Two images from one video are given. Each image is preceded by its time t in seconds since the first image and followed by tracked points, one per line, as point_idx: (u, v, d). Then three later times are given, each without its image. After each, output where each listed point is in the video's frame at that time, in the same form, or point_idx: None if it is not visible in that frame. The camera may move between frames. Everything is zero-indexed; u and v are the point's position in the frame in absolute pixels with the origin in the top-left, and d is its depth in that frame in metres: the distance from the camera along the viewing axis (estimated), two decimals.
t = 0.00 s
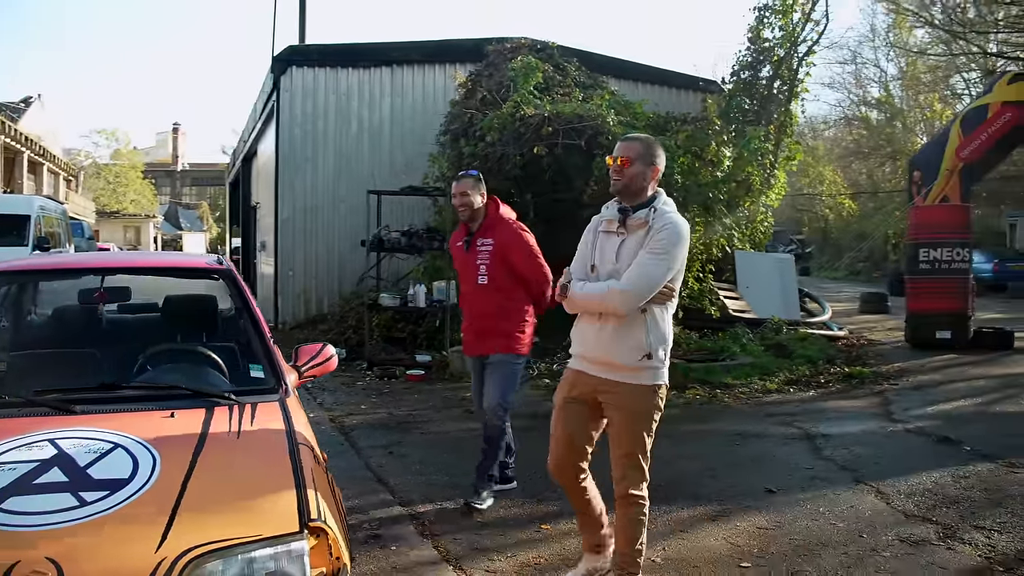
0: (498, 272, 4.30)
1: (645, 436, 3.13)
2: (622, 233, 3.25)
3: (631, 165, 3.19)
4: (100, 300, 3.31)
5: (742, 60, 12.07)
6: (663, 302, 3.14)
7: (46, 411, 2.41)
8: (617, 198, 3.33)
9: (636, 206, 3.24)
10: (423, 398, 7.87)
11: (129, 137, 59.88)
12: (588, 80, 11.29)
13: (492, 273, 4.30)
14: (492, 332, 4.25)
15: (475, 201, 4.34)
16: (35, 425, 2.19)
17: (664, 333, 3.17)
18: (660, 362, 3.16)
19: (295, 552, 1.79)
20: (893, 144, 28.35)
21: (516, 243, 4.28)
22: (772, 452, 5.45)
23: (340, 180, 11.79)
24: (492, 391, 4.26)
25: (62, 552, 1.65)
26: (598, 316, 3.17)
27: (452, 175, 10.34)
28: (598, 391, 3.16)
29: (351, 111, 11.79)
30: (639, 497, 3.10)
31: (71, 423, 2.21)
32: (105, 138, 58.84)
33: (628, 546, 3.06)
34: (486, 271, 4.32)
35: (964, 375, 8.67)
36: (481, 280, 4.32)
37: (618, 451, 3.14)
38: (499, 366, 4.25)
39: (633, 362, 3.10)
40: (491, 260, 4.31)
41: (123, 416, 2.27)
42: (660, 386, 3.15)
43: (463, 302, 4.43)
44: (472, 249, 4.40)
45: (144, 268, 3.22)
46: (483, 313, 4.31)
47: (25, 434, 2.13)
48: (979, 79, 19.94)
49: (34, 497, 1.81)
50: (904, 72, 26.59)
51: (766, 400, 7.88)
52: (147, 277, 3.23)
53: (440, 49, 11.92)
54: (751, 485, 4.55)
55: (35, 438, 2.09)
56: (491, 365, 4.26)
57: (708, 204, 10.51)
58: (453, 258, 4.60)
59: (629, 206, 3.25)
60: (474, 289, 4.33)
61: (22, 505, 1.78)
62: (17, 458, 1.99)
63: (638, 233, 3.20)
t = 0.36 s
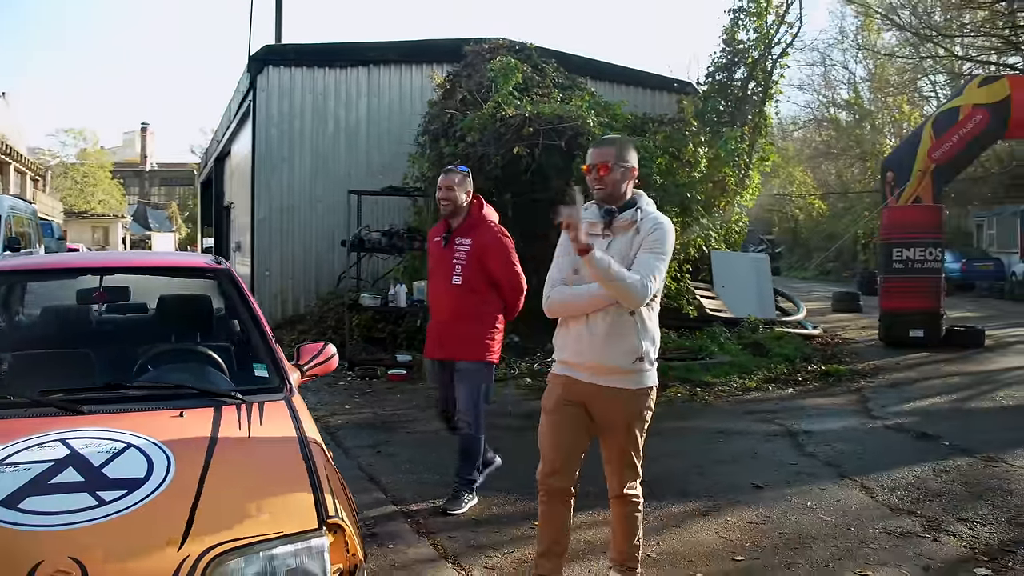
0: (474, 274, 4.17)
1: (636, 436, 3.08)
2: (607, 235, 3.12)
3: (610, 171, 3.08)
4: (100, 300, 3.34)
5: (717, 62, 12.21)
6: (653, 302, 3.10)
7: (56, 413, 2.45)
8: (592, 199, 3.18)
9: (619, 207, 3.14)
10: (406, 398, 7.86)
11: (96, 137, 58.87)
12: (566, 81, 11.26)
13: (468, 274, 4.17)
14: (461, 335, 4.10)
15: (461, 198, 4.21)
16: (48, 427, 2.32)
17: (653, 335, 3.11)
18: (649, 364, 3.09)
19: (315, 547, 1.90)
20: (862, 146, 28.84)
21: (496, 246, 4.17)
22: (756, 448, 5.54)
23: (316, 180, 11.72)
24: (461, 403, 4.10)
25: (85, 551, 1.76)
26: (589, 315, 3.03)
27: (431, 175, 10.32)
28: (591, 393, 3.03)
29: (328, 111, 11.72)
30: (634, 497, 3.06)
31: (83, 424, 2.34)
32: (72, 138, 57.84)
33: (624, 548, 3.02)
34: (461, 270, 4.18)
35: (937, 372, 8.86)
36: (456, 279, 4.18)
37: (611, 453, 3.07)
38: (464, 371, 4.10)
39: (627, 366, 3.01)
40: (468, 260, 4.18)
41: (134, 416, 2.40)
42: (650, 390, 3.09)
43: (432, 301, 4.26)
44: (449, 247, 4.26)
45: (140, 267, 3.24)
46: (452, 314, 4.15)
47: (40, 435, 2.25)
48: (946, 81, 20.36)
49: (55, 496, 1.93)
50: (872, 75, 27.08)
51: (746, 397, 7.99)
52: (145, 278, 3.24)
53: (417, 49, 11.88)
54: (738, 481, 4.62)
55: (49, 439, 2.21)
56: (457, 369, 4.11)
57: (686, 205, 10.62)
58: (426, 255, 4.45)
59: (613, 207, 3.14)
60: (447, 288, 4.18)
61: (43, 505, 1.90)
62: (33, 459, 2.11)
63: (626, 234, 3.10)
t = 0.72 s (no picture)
0: (459, 276, 4.11)
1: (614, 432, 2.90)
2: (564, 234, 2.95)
3: (564, 167, 2.88)
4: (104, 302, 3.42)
5: (700, 63, 12.32)
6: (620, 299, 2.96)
7: (70, 414, 2.52)
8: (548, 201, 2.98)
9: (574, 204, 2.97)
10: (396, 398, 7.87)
11: (73, 136, 58.16)
12: (552, 83, 11.17)
13: (453, 275, 4.10)
14: (449, 338, 4.06)
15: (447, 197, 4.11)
16: (63, 427, 2.41)
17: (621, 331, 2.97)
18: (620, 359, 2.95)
19: (333, 543, 2.00)
20: (841, 147, 29.15)
21: (484, 248, 4.12)
22: (745, 445, 5.62)
23: (302, 182, 11.69)
24: (457, 404, 4.11)
25: (109, 549, 1.86)
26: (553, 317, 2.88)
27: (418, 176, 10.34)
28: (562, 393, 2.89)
29: (313, 111, 11.68)
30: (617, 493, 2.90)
31: (96, 424, 2.44)
32: (50, 138, 57.12)
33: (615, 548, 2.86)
34: (447, 272, 4.11)
35: (918, 370, 9.00)
36: (442, 281, 4.11)
37: (590, 452, 2.91)
38: (452, 375, 4.07)
39: (598, 365, 2.86)
40: (454, 262, 4.11)
41: (147, 416, 2.50)
42: (621, 387, 2.94)
43: (413, 301, 4.17)
44: (432, 247, 4.17)
45: (143, 268, 3.29)
46: (438, 316, 4.08)
47: (56, 436, 2.34)
48: (923, 83, 20.65)
49: (76, 496, 2.03)
50: (851, 76, 27.39)
51: (733, 396, 8.09)
52: (149, 277, 3.30)
53: (402, 50, 11.86)
54: (729, 477, 4.70)
55: (66, 438, 2.31)
56: (443, 372, 4.08)
57: (671, 205, 10.70)
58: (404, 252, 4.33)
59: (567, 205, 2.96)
60: (432, 289, 4.10)
61: (66, 504, 1.99)
62: (52, 459, 2.21)
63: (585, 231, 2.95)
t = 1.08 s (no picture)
0: (444, 276, 4.05)
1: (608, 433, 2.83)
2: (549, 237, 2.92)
3: (540, 172, 2.86)
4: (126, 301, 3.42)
5: (698, 65, 12.41)
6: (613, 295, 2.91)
7: (101, 411, 2.58)
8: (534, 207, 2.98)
9: (556, 206, 2.93)
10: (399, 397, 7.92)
11: (66, 136, 57.98)
12: (552, 84, 11.20)
13: (439, 275, 4.04)
14: (437, 339, 4.00)
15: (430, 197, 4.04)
16: (96, 422, 2.48)
17: (618, 325, 2.92)
18: (619, 352, 2.90)
19: (367, 533, 2.10)
20: (836, 147, 29.35)
21: (469, 248, 4.08)
22: (748, 442, 5.71)
23: (302, 184, 11.73)
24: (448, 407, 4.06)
25: (153, 539, 1.93)
26: (546, 320, 2.86)
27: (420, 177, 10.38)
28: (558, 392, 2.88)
29: (312, 112, 11.71)
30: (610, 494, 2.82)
31: (129, 420, 2.51)
32: (43, 139, 56.94)
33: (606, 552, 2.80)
34: (433, 272, 4.04)
35: (916, 369, 9.10)
36: (428, 282, 4.03)
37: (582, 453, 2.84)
38: (443, 376, 4.02)
39: (592, 361, 2.83)
40: (440, 262, 4.05)
41: (179, 412, 2.58)
42: (621, 379, 2.90)
43: (396, 304, 4.08)
44: (415, 248, 4.09)
45: (163, 268, 3.37)
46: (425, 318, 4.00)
47: (90, 431, 2.41)
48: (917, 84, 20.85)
49: (117, 488, 2.10)
50: (845, 77, 27.60)
51: (733, 395, 8.18)
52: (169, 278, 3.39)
53: (401, 52, 11.90)
54: (734, 473, 4.78)
55: (101, 434, 2.38)
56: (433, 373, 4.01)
57: (670, 206, 10.79)
58: (381, 254, 4.23)
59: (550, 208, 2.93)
60: (418, 291, 4.03)
61: (108, 496, 2.06)
62: (89, 453, 2.27)
63: (568, 233, 2.90)
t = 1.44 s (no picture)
0: (446, 271, 4.01)
1: (621, 441, 2.87)
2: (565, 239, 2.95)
3: (550, 178, 2.86)
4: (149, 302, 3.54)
5: (701, 66, 12.48)
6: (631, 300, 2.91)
7: (133, 409, 2.66)
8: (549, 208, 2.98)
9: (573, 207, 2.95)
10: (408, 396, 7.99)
11: (67, 136, 58.03)
12: (557, 85, 11.24)
13: (442, 271, 4.01)
14: (442, 335, 3.95)
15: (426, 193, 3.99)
16: (129, 420, 2.56)
17: (636, 331, 2.92)
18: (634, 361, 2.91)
19: (399, 526, 2.19)
20: (835, 147, 29.44)
21: (469, 243, 4.07)
22: (755, 440, 5.79)
23: (307, 184, 11.73)
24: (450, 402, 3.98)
25: (193, 532, 2.00)
26: (562, 322, 2.90)
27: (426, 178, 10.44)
28: (573, 397, 2.93)
29: (317, 113, 11.68)
30: (618, 506, 2.84)
31: (161, 418, 2.59)
32: (44, 138, 56.99)
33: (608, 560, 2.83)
34: (435, 269, 4.00)
35: (918, 368, 9.18)
36: (430, 279, 3.99)
37: (592, 461, 2.88)
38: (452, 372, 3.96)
39: (602, 366, 2.85)
40: (441, 258, 4.01)
41: (209, 410, 2.66)
42: (636, 387, 2.91)
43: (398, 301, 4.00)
44: (414, 246, 4.03)
45: (186, 268, 3.47)
46: (430, 315, 3.95)
47: (125, 429, 2.48)
48: (917, 84, 20.96)
49: (155, 483, 2.17)
50: (844, 77, 27.72)
51: (738, 393, 8.26)
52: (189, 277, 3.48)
53: (406, 53, 11.82)
54: (742, 471, 4.86)
55: (135, 431, 2.45)
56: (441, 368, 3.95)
57: (674, 206, 10.87)
58: (376, 254, 4.14)
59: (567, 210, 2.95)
60: (421, 288, 3.97)
61: (147, 491, 2.14)
62: (126, 449, 2.35)
63: (584, 235, 2.92)
